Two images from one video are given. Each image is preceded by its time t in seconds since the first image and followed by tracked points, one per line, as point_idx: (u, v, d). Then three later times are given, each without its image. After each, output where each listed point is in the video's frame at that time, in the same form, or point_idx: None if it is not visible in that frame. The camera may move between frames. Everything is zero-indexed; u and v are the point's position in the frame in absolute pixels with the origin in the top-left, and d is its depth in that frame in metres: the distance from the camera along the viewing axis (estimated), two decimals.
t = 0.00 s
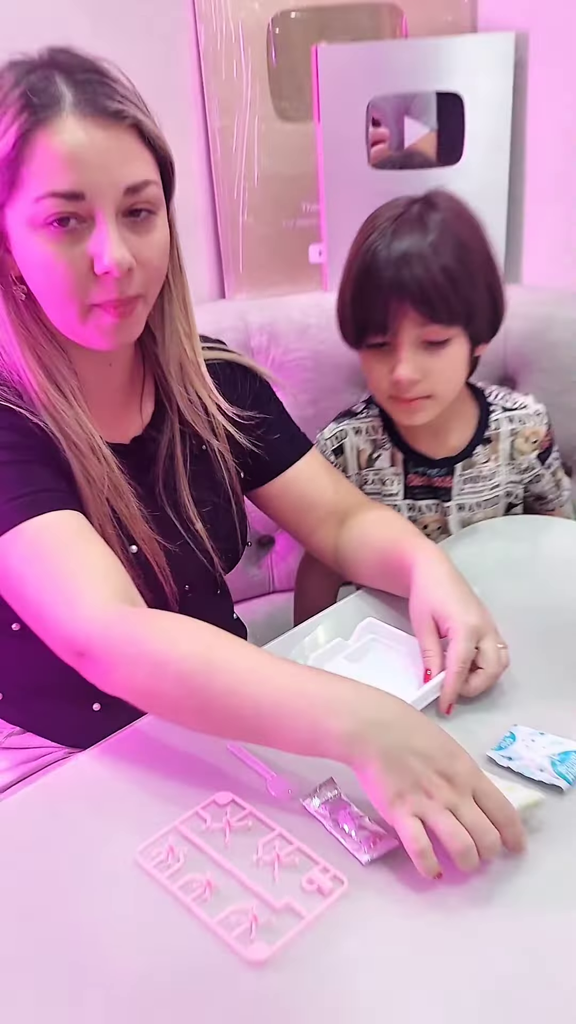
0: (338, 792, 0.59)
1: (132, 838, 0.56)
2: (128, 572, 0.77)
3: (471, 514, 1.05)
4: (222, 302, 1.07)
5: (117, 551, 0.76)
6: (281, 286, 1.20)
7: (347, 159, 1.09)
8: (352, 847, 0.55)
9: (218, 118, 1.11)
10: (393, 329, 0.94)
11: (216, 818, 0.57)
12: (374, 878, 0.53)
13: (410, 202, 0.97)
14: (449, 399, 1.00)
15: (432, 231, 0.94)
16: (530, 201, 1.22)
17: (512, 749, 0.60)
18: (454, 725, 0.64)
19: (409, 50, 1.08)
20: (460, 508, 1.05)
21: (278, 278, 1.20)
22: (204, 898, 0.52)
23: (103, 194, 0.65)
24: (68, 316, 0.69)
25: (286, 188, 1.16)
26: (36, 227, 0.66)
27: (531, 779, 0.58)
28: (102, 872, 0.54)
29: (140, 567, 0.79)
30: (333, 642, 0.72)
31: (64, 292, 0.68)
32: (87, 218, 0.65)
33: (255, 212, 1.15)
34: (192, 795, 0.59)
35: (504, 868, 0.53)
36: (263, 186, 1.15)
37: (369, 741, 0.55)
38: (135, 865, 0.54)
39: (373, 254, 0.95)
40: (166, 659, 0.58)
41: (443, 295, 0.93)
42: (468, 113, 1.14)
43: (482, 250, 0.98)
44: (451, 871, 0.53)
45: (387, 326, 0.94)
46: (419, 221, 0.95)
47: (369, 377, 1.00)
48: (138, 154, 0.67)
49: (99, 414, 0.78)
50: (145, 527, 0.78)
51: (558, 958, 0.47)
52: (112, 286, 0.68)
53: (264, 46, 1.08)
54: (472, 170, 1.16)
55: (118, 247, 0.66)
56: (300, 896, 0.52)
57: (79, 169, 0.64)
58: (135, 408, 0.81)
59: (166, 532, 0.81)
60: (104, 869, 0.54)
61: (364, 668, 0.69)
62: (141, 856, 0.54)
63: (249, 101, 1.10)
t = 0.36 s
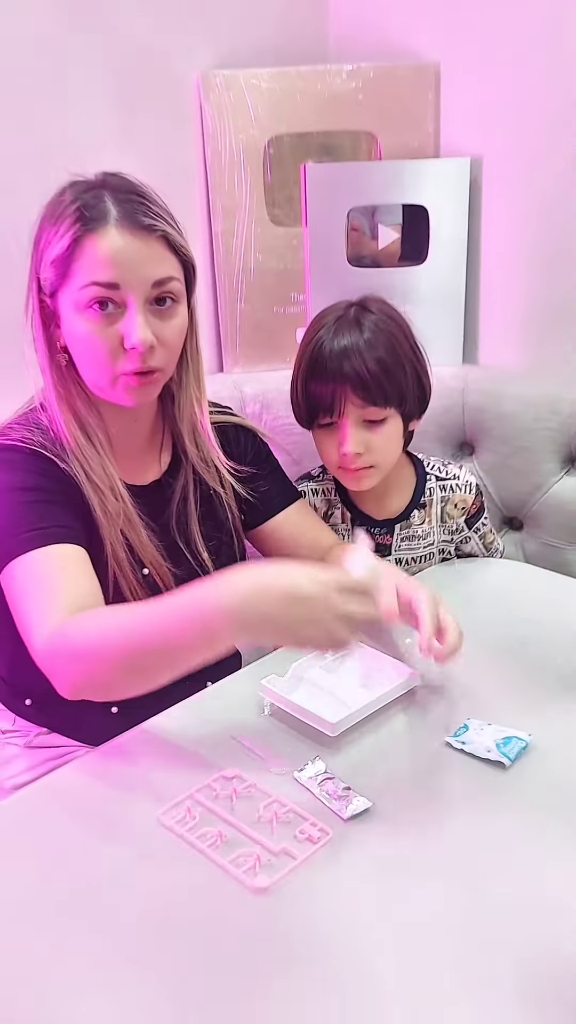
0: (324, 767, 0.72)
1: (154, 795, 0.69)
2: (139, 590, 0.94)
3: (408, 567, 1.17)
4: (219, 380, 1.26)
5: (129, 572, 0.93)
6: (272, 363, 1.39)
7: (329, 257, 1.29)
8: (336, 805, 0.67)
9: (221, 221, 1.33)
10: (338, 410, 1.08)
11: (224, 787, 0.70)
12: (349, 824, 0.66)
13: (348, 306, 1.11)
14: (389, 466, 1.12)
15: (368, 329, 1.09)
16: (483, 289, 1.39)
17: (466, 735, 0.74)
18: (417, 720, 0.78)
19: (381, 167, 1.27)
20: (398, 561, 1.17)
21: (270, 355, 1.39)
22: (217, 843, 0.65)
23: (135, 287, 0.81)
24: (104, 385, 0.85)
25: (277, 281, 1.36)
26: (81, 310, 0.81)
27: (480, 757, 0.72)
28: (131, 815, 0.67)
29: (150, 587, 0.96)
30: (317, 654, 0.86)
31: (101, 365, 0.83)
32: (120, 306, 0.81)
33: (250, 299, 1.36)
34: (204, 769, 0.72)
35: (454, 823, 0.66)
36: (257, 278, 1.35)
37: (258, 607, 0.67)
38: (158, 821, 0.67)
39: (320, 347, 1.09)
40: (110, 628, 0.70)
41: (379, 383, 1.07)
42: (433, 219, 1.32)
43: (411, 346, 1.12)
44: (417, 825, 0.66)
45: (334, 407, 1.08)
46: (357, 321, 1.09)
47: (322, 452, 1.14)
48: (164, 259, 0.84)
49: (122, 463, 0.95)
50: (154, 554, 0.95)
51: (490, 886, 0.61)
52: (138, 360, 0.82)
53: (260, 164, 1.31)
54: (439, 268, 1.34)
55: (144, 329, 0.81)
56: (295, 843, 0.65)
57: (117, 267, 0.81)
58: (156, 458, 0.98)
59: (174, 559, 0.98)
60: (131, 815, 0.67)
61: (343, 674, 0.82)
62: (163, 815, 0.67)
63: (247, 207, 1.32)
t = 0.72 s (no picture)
0: (329, 766, 0.79)
1: (171, 788, 0.76)
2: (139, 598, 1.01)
3: (409, 588, 1.23)
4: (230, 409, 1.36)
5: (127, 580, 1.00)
6: (280, 392, 1.47)
7: (336, 296, 1.36)
8: (339, 801, 0.74)
9: (233, 260, 1.40)
10: (349, 433, 1.15)
11: (236, 783, 0.77)
12: (349, 817, 0.73)
13: (363, 339, 1.18)
14: (399, 486, 1.18)
15: (380, 360, 1.15)
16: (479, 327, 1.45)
17: (458, 740, 0.81)
18: (414, 726, 0.85)
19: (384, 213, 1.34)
20: (399, 581, 1.23)
21: (277, 385, 1.46)
22: (231, 832, 0.71)
23: (155, 335, 0.90)
24: (119, 419, 0.93)
25: (285, 315, 1.44)
26: (105, 353, 0.90)
27: (473, 759, 0.79)
28: (150, 805, 0.74)
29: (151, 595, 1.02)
30: (318, 665, 0.93)
31: (118, 402, 0.92)
32: (140, 351, 0.90)
33: (259, 332, 1.43)
34: (216, 766, 0.79)
35: (446, 818, 0.73)
36: (267, 312, 1.43)
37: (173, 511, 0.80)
38: (175, 811, 0.74)
39: (335, 374, 1.15)
40: (77, 590, 0.81)
41: (389, 411, 1.13)
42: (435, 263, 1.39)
43: (421, 379, 1.19)
44: (412, 819, 0.73)
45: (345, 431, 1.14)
46: (371, 352, 1.16)
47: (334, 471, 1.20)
48: (184, 307, 0.92)
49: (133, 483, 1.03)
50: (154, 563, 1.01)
51: (477, 873, 0.67)
52: (155, 400, 0.91)
53: (271, 208, 1.39)
54: (439, 309, 1.41)
55: (161, 373, 0.90)
56: (303, 833, 0.71)
57: (140, 317, 0.89)
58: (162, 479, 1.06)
59: (176, 570, 1.04)
60: (151, 806, 0.74)
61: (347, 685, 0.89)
62: (181, 805, 0.74)
63: (259, 246, 1.40)
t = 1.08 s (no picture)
0: (319, 769, 0.80)
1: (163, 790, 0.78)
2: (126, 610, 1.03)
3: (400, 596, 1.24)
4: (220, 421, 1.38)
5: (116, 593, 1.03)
6: (269, 405, 1.49)
7: (324, 311, 1.39)
8: (328, 802, 0.76)
9: (223, 275, 1.43)
10: (343, 438, 1.17)
11: (227, 785, 0.78)
12: (339, 817, 0.74)
13: (365, 352, 1.21)
14: (391, 494, 1.20)
15: (380, 371, 1.18)
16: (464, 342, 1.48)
17: (445, 744, 0.83)
18: (402, 730, 0.86)
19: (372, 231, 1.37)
20: (391, 588, 1.24)
21: (267, 397, 1.49)
22: (222, 832, 0.73)
23: (151, 357, 0.92)
24: (112, 437, 0.95)
25: (274, 329, 1.46)
26: (101, 375, 0.92)
27: (459, 762, 0.81)
28: (142, 807, 0.75)
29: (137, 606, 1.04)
30: (308, 671, 0.95)
31: (113, 422, 0.93)
32: (137, 372, 0.92)
33: (248, 345, 1.45)
34: (207, 767, 0.81)
35: (433, 819, 0.74)
36: (256, 326, 1.45)
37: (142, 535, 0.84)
38: (167, 813, 0.75)
39: (332, 382, 1.18)
40: (69, 637, 0.87)
41: (384, 420, 1.16)
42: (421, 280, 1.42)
43: (417, 390, 1.21)
44: (401, 819, 0.74)
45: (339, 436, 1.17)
46: (370, 363, 1.19)
47: (328, 477, 1.22)
48: (177, 328, 0.95)
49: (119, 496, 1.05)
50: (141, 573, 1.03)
51: (464, 871, 0.69)
52: (149, 421, 0.93)
53: (261, 225, 1.41)
54: (426, 325, 1.44)
55: (158, 394, 0.92)
56: (293, 833, 0.73)
57: (137, 340, 0.91)
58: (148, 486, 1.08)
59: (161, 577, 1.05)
60: (143, 806, 0.76)
61: (336, 690, 0.91)
62: (173, 806, 0.75)
63: (248, 262, 1.42)
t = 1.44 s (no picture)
0: (300, 767, 0.82)
1: (146, 788, 0.79)
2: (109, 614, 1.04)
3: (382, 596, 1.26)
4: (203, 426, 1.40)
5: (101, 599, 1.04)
6: (251, 409, 1.51)
7: (305, 318, 1.41)
8: (310, 798, 0.77)
9: (205, 283, 1.44)
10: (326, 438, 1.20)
11: (210, 782, 0.80)
12: (319, 813, 0.76)
13: (348, 358, 1.23)
14: (373, 495, 1.21)
15: (363, 375, 1.20)
16: (443, 348, 1.50)
17: (424, 742, 0.84)
18: (381, 727, 0.88)
19: (352, 238, 1.39)
20: (373, 589, 1.26)
21: (249, 402, 1.50)
22: (205, 829, 0.74)
23: (143, 369, 0.94)
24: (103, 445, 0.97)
25: (256, 335, 1.48)
26: (94, 387, 0.93)
27: (438, 758, 0.82)
28: (126, 804, 0.77)
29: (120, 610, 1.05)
30: (290, 672, 0.96)
31: (104, 431, 0.95)
32: (130, 383, 0.94)
33: (231, 351, 1.47)
34: (190, 766, 0.82)
35: (412, 815, 0.76)
36: (239, 332, 1.47)
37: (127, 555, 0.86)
38: (150, 811, 0.76)
39: (315, 385, 1.20)
40: (47, 645, 0.88)
41: (367, 422, 1.18)
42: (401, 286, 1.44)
43: (400, 395, 1.23)
44: (380, 814, 0.76)
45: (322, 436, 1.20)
46: (353, 368, 1.21)
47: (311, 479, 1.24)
48: (167, 340, 0.97)
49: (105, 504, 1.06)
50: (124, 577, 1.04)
51: (441, 863, 0.70)
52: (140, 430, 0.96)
53: (242, 233, 1.43)
54: (405, 330, 1.46)
55: (150, 403, 0.94)
56: (275, 829, 0.74)
57: (130, 352, 0.93)
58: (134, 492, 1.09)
59: (146, 581, 1.07)
60: (126, 803, 0.77)
61: (318, 690, 0.93)
62: (155, 804, 0.77)
63: (230, 269, 1.44)
